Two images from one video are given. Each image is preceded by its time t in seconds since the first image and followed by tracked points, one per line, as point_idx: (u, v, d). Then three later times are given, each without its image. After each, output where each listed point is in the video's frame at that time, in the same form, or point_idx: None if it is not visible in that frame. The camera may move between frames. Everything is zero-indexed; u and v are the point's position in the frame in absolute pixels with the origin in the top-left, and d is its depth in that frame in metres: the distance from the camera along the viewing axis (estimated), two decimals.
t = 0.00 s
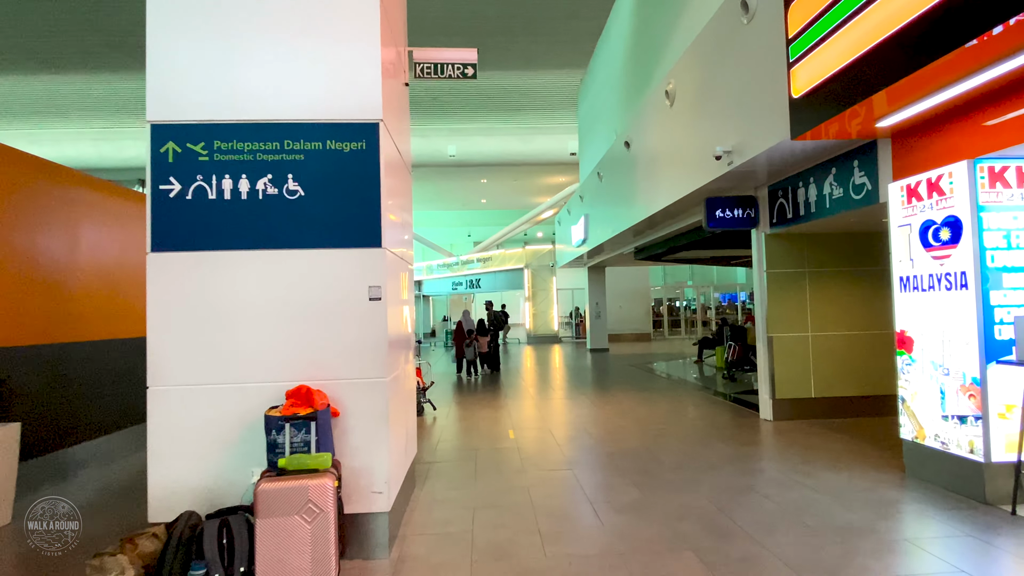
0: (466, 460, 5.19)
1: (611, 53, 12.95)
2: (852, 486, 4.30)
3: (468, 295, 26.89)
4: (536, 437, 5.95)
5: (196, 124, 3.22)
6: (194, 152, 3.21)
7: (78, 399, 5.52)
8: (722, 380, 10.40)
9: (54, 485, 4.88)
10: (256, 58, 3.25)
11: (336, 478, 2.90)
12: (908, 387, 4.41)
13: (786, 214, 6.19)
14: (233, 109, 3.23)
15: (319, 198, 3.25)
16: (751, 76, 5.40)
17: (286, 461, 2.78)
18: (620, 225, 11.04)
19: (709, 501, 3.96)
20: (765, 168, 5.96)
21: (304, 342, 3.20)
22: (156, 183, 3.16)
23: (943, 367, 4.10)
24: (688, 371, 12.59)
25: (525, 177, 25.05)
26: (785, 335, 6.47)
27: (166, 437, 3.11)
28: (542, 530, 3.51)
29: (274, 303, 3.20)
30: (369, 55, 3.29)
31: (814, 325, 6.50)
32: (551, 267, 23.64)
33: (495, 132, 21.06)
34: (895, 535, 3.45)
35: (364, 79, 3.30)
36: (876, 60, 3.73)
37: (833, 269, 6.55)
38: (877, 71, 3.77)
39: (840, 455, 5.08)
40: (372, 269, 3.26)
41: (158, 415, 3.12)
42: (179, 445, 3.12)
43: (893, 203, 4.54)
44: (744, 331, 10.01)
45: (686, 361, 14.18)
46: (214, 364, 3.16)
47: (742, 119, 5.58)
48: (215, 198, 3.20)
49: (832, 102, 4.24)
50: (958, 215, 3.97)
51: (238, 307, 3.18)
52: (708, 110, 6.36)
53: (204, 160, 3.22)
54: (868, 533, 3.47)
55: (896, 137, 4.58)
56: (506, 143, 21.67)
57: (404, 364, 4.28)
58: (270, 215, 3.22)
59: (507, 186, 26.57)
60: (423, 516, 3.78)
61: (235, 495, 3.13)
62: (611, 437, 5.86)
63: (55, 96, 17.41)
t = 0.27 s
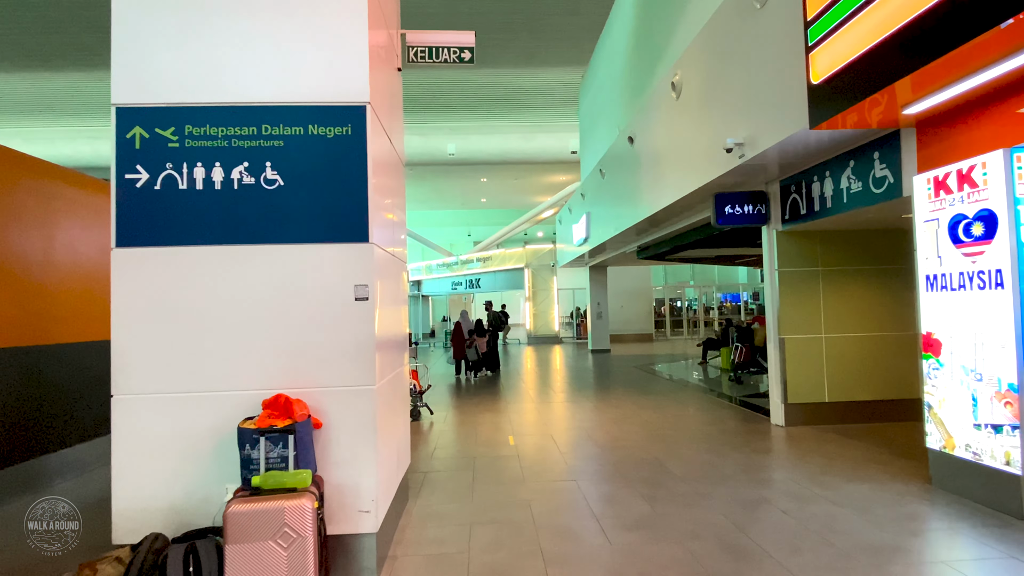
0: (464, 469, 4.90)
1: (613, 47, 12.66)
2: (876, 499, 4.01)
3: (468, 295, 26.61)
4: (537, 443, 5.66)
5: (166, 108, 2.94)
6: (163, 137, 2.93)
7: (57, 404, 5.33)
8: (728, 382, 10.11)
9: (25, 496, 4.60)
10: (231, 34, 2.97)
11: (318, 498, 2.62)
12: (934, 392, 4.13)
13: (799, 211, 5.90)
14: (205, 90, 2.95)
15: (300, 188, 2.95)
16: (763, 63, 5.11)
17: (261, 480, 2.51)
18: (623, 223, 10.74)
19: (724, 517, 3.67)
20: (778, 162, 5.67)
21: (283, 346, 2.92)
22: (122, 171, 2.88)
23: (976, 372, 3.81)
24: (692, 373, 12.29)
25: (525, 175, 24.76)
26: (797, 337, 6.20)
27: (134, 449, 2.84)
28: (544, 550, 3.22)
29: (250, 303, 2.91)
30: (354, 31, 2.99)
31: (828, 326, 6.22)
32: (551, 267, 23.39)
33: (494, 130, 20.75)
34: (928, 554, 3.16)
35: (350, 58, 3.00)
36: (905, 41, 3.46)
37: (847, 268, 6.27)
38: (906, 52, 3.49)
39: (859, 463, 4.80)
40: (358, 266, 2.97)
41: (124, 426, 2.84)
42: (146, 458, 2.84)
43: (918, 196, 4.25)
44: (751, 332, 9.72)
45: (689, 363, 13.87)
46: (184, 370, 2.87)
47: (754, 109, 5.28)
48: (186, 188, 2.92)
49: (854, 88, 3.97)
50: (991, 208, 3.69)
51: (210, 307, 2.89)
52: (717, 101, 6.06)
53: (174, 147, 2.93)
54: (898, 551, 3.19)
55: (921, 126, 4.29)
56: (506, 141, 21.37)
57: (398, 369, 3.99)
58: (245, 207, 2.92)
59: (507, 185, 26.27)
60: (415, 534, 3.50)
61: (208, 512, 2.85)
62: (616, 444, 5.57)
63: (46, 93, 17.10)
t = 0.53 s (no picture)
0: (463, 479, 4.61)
1: (616, 42, 12.38)
2: (906, 514, 3.72)
3: (468, 295, 26.31)
4: (541, 450, 5.37)
5: (133, 86, 2.66)
6: (130, 120, 2.66)
7: (35, 413, 5.18)
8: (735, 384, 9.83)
9: None
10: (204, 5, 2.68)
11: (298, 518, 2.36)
12: (966, 398, 3.87)
13: (815, 206, 5.59)
14: (176, 67, 2.67)
15: (281, 176, 2.67)
16: (779, 50, 4.83)
17: (233, 500, 2.25)
18: (626, 221, 10.44)
19: (744, 534, 3.39)
20: (794, 153, 5.39)
21: (263, 350, 2.64)
22: (84, 156, 2.61)
23: (1013, 377, 3.54)
24: (697, 374, 12.01)
25: (525, 174, 24.48)
26: (813, 338, 5.91)
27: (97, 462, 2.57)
28: (551, 572, 2.94)
29: (225, 301, 2.64)
30: (340, 2, 2.71)
31: (844, 327, 5.94)
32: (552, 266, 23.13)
33: (494, 128, 20.47)
34: None
35: (336, 32, 2.72)
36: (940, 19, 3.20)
37: (865, 265, 5.98)
38: (941, 30, 3.22)
39: (882, 472, 4.53)
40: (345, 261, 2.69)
41: (86, 437, 2.57)
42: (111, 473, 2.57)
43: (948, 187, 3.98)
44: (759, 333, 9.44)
45: (693, 364, 13.61)
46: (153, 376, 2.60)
47: (770, 97, 4.98)
48: (155, 176, 2.64)
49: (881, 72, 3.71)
50: None
51: (182, 308, 2.62)
52: (729, 90, 5.76)
53: (142, 130, 2.66)
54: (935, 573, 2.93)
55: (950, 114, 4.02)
56: (506, 140, 21.10)
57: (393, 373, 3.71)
58: (221, 196, 2.65)
59: (507, 184, 25.99)
60: (409, 553, 3.22)
61: (179, 532, 2.58)
62: (623, 451, 5.28)
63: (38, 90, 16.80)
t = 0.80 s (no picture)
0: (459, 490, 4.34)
1: (618, 36, 12.12)
2: (936, 528, 3.45)
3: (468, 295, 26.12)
4: (542, 458, 5.09)
5: (88, 60, 2.38)
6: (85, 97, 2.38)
7: None
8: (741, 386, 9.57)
9: None
10: None
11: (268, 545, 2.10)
12: (1000, 406, 3.60)
13: (830, 201, 5.31)
14: (137, 39, 2.39)
15: (255, 161, 2.40)
16: (794, 35, 4.57)
17: (195, 526, 1.99)
18: (630, 220, 10.16)
19: (763, 552, 3.13)
20: (808, 145, 5.12)
21: (235, 355, 2.38)
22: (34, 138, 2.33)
23: None
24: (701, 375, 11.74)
25: (525, 173, 24.22)
26: (827, 339, 5.63)
27: (49, 479, 2.31)
28: None
29: (193, 299, 2.37)
30: None
31: (859, 328, 5.68)
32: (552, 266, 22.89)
33: (494, 126, 20.20)
34: None
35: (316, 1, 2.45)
36: None
37: (881, 263, 5.71)
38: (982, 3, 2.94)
39: (905, 482, 4.27)
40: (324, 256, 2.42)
41: (38, 450, 2.30)
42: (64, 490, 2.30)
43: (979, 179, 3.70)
44: (766, 333, 9.16)
45: (696, 365, 13.35)
46: (112, 384, 2.33)
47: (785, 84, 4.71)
48: (115, 160, 2.37)
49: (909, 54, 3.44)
50: None
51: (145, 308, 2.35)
52: (741, 79, 5.48)
53: (99, 109, 2.38)
54: None
55: (980, 100, 3.75)
56: (506, 138, 20.83)
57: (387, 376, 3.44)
58: (187, 183, 2.38)
59: (507, 183, 25.73)
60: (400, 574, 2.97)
61: (141, 556, 2.32)
62: (629, 459, 5.01)
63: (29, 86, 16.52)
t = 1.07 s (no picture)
0: (452, 501, 4.05)
1: (619, 30, 11.83)
2: (968, 545, 3.17)
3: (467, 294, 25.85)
4: (541, 466, 4.81)
5: (22, 22, 2.09)
6: (19, 65, 2.09)
7: None
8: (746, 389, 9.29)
9: None
10: None
11: None
12: None
13: (845, 194, 5.02)
14: None
15: (213, 139, 2.12)
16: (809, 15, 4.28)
17: (135, 558, 1.71)
18: (631, 217, 9.86)
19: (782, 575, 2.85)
20: (822, 135, 4.84)
21: (189, 358, 2.09)
22: None
23: None
24: (704, 377, 11.45)
25: (524, 171, 23.92)
26: (841, 339, 5.34)
27: None
28: None
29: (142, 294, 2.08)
30: None
31: (875, 328, 5.38)
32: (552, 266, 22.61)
33: (493, 123, 19.90)
34: None
35: None
36: None
37: (897, 259, 5.44)
38: None
39: (928, 493, 3.98)
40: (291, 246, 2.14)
41: None
42: None
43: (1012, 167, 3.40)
44: (773, 334, 8.87)
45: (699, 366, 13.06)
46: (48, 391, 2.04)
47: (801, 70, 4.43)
48: (54, 137, 2.08)
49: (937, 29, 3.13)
50: None
51: (82, 304, 2.05)
52: (752, 67, 5.20)
53: (36, 79, 2.09)
54: None
55: (1013, 81, 3.45)
56: (505, 136, 20.53)
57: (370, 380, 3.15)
58: (137, 164, 2.09)
59: (507, 182, 25.43)
60: None
61: None
62: (633, 467, 4.73)
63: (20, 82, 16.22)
